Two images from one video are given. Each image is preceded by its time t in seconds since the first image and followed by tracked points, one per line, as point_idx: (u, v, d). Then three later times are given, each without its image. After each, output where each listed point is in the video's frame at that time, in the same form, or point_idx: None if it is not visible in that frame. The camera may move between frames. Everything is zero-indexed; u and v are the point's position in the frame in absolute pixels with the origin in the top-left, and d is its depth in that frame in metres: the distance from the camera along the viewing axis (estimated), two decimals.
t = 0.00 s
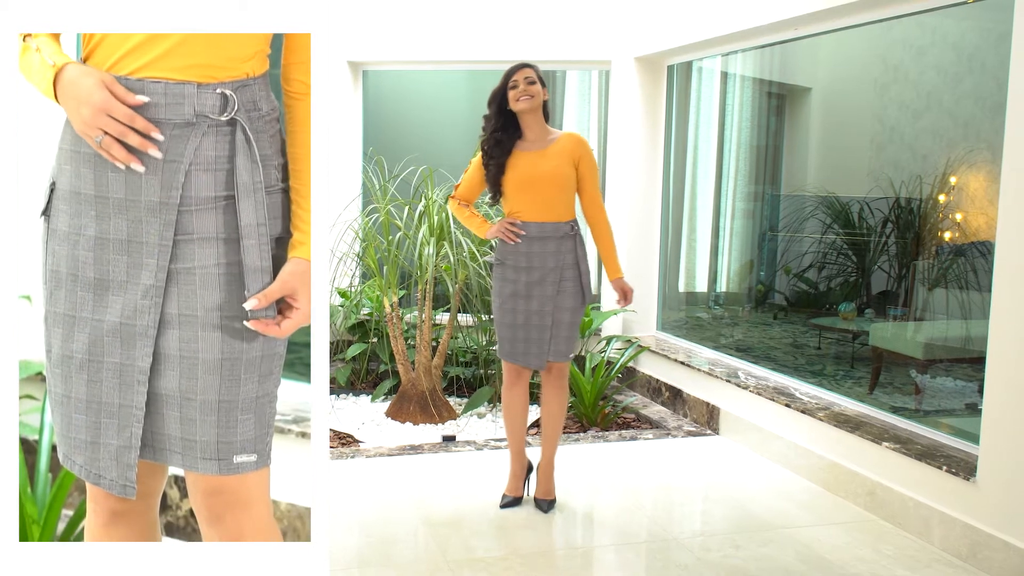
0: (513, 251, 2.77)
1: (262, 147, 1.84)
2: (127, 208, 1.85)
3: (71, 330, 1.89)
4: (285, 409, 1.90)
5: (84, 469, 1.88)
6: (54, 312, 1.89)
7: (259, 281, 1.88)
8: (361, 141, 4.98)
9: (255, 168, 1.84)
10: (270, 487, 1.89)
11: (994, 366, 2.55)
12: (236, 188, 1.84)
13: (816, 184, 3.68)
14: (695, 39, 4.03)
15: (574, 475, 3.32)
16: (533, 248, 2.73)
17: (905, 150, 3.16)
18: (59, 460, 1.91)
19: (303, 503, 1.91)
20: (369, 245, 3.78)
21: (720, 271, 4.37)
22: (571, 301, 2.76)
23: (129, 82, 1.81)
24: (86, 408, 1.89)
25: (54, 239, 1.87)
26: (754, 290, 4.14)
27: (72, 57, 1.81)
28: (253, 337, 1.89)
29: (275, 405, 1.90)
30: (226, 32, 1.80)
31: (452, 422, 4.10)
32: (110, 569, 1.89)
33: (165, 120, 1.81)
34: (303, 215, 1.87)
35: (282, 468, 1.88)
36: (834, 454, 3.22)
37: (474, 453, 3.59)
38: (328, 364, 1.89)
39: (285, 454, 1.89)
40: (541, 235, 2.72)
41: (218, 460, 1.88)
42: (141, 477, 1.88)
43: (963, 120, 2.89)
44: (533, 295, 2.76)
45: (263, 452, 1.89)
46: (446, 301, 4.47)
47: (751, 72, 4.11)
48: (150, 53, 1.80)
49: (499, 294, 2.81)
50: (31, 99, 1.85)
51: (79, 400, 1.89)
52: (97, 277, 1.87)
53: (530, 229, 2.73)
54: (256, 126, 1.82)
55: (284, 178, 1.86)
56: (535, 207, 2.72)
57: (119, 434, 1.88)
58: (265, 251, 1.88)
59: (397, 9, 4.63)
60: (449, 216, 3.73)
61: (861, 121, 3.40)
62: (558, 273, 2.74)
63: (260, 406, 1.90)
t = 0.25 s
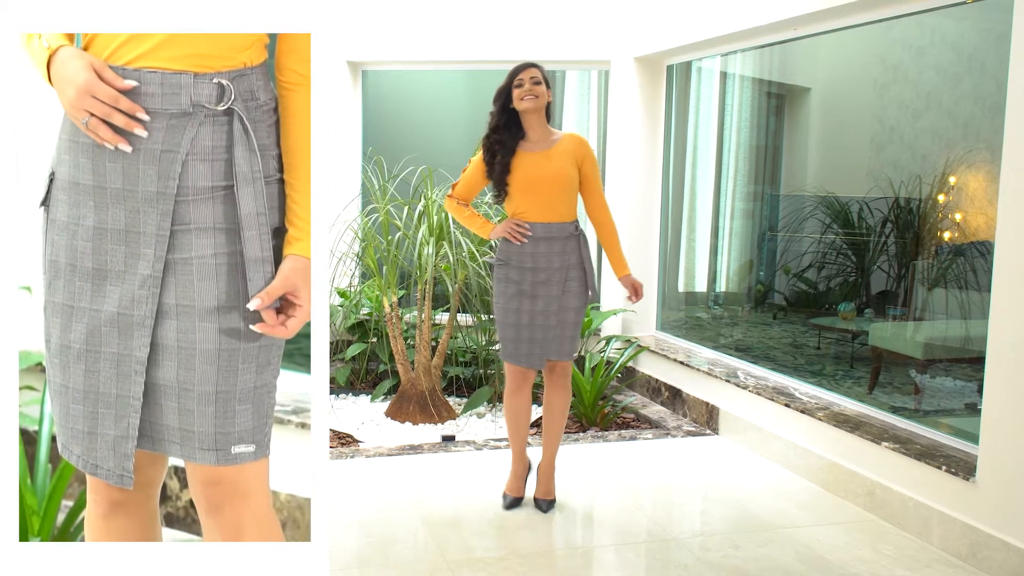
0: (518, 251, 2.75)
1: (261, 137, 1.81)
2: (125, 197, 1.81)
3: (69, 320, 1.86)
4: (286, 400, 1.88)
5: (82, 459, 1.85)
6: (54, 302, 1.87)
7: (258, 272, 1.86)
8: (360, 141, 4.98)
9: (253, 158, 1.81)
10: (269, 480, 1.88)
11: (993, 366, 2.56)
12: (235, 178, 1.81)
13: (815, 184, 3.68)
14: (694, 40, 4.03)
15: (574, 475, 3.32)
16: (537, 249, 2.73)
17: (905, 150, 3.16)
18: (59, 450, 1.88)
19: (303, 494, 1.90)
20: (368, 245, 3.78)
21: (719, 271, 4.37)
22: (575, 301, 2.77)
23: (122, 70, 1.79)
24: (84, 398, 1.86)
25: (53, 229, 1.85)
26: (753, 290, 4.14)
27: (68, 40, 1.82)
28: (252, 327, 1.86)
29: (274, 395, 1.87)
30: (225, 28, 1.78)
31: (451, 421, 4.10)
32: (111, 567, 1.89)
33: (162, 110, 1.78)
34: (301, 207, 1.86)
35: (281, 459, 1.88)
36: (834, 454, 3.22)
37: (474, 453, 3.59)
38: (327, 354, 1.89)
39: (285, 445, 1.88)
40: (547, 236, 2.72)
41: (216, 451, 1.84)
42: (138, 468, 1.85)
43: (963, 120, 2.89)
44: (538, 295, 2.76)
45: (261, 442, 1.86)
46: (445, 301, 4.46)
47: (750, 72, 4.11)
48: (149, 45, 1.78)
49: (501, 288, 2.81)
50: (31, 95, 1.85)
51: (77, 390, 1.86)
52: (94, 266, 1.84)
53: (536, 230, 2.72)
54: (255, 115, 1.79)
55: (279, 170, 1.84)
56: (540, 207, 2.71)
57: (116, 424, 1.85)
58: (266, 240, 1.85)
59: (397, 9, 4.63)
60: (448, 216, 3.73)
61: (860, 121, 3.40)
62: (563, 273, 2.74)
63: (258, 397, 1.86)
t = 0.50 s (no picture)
0: (522, 252, 2.73)
1: (259, 130, 1.74)
2: (122, 189, 1.75)
3: (68, 312, 1.79)
4: (284, 392, 1.81)
5: (81, 454, 1.80)
6: (53, 294, 1.80)
7: (256, 266, 1.78)
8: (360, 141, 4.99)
9: (251, 151, 1.74)
10: (269, 471, 1.82)
11: (992, 366, 2.56)
12: (233, 170, 1.74)
13: (815, 184, 3.68)
14: (694, 40, 4.03)
15: (573, 474, 3.32)
16: (538, 249, 2.72)
17: (904, 150, 3.16)
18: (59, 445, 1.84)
19: (303, 487, 1.86)
20: (368, 245, 3.78)
21: (719, 271, 4.37)
22: (579, 301, 2.77)
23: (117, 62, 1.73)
24: (81, 390, 1.79)
25: (53, 221, 1.79)
26: (753, 290, 4.14)
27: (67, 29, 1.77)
28: (250, 321, 1.79)
29: (273, 387, 1.80)
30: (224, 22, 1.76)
31: (451, 421, 4.10)
32: (106, 567, 1.85)
33: (159, 103, 1.73)
34: (298, 205, 1.79)
35: (280, 451, 1.82)
36: (833, 454, 3.22)
37: (474, 453, 3.59)
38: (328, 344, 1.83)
39: (284, 437, 1.82)
40: (550, 237, 2.72)
41: (215, 446, 1.76)
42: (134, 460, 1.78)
43: (962, 120, 2.89)
44: (543, 296, 2.75)
45: (260, 435, 1.79)
46: (445, 301, 4.46)
47: (750, 72, 4.11)
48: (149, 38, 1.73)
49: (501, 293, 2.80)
50: (28, 89, 1.80)
51: (74, 382, 1.80)
52: (91, 259, 1.77)
53: (541, 231, 2.71)
54: (252, 108, 1.73)
55: (275, 164, 1.77)
56: (545, 208, 2.71)
57: (114, 417, 1.78)
58: (263, 233, 1.77)
59: (397, 10, 4.63)
60: (448, 217, 3.73)
61: (860, 121, 3.40)
62: (568, 273, 2.74)
63: (258, 389, 1.79)
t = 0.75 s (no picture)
0: (526, 251, 2.73)
1: (256, 123, 1.68)
2: (121, 180, 1.70)
3: (66, 305, 1.75)
4: (286, 386, 1.81)
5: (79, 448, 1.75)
6: (50, 287, 1.76)
7: (253, 260, 1.71)
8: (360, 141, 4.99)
9: (247, 143, 1.68)
10: (267, 464, 1.76)
11: (992, 366, 2.56)
12: (229, 163, 1.68)
13: (815, 184, 3.68)
14: (694, 40, 4.03)
15: (573, 475, 3.32)
16: (542, 249, 2.72)
17: (904, 150, 3.16)
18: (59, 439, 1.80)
19: (303, 480, 1.89)
20: (368, 245, 3.78)
21: (719, 271, 4.37)
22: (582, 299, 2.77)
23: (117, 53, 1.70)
24: (79, 382, 1.75)
25: (50, 213, 1.74)
26: (753, 290, 4.14)
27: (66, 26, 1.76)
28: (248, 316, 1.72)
29: (271, 380, 1.77)
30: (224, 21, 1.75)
31: (450, 421, 4.10)
32: (106, 567, 1.86)
33: (158, 94, 1.67)
34: (290, 196, 1.72)
35: (279, 443, 1.82)
36: (833, 454, 3.22)
37: (474, 452, 3.59)
38: (328, 336, 1.86)
39: (284, 429, 1.82)
40: (554, 236, 2.72)
41: (213, 442, 1.71)
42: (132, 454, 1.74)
43: (962, 120, 2.89)
44: (547, 295, 2.75)
45: (259, 428, 1.75)
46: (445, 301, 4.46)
47: (749, 72, 4.12)
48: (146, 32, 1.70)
49: (502, 305, 2.80)
50: (29, 84, 1.82)
51: (73, 374, 1.76)
52: (90, 250, 1.72)
53: (544, 230, 2.71)
54: (250, 101, 1.67)
55: (270, 157, 1.71)
56: (548, 208, 2.71)
57: (112, 410, 1.74)
58: (258, 227, 1.71)
59: (396, 10, 4.63)
60: (447, 216, 3.73)
61: (860, 121, 3.40)
62: (571, 271, 2.75)
63: (257, 382, 1.74)
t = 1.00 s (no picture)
0: (531, 251, 2.72)
1: (251, 115, 1.75)
2: (118, 173, 1.76)
3: (64, 296, 1.81)
4: (286, 377, 1.85)
5: (76, 436, 1.81)
6: (50, 277, 1.82)
7: (248, 252, 1.78)
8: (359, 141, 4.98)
9: (243, 135, 1.75)
10: (265, 455, 1.84)
11: (991, 366, 2.56)
12: (225, 156, 1.75)
13: (814, 184, 3.68)
14: (694, 40, 4.03)
15: (572, 475, 3.32)
16: (547, 248, 2.71)
17: (904, 150, 3.16)
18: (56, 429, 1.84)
19: (303, 471, 1.87)
20: (367, 246, 3.78)
21: (718, 271, 4.37)
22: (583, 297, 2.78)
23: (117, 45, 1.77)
24: (76, 373, 1.81)
25: (49, 205, 1.80)
26: (752, 290, 4.14)
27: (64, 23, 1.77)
28: (243, 307, 1.80)
29: (270, 372, 1.83)
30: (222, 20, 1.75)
31: (450, 421, 4.10)
32: (108, 568, 1.86)
33: (155, 86, 1.74)
34: (283, 185, 1.78)
35: (279, 434, 1.84)
36: (832, 454, 3.22)
37: (473, 453, 3.59)
38: (328, 328, 1.87)
39: (283, 421, 1.85)
40: (557, 235, 2.72)
41: (210, 430, 1.78)
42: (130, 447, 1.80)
43: (961, 120, 2.89)
44: (551, 295, 2.75)
45: (257, 420, 1.82)
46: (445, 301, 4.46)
47: (749, 73, 4.12)
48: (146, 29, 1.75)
49: (502, 306, 2.79)
50: (29, 80, 1.81)
51: (69, 365, 1.82)
52: (87, 241, 1.78)
53: (548, 229, 2.71)
54: (247, 94, 1.75)
55: (264, 150, 1.76)
56: (553, 207, 2.71)
57: (109, 401, 1.80)
58: (252, 218, 1.77)
59: (396, 10, 4.63)
60: (447, 216, 3.73)
61: (859, 121, 3.40)
62: (573, 270, 2.75)
63: (254, 375, 1.82)
